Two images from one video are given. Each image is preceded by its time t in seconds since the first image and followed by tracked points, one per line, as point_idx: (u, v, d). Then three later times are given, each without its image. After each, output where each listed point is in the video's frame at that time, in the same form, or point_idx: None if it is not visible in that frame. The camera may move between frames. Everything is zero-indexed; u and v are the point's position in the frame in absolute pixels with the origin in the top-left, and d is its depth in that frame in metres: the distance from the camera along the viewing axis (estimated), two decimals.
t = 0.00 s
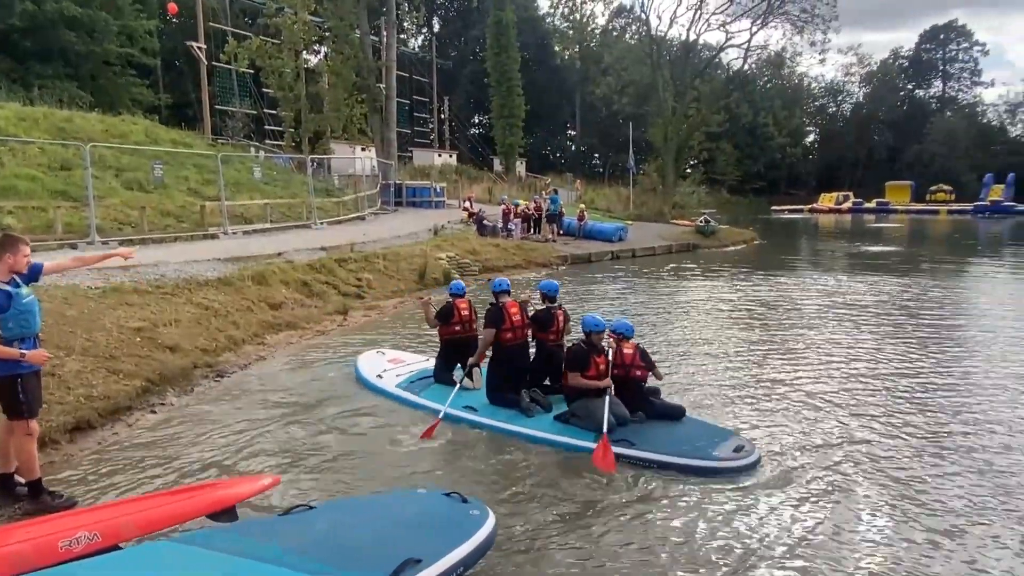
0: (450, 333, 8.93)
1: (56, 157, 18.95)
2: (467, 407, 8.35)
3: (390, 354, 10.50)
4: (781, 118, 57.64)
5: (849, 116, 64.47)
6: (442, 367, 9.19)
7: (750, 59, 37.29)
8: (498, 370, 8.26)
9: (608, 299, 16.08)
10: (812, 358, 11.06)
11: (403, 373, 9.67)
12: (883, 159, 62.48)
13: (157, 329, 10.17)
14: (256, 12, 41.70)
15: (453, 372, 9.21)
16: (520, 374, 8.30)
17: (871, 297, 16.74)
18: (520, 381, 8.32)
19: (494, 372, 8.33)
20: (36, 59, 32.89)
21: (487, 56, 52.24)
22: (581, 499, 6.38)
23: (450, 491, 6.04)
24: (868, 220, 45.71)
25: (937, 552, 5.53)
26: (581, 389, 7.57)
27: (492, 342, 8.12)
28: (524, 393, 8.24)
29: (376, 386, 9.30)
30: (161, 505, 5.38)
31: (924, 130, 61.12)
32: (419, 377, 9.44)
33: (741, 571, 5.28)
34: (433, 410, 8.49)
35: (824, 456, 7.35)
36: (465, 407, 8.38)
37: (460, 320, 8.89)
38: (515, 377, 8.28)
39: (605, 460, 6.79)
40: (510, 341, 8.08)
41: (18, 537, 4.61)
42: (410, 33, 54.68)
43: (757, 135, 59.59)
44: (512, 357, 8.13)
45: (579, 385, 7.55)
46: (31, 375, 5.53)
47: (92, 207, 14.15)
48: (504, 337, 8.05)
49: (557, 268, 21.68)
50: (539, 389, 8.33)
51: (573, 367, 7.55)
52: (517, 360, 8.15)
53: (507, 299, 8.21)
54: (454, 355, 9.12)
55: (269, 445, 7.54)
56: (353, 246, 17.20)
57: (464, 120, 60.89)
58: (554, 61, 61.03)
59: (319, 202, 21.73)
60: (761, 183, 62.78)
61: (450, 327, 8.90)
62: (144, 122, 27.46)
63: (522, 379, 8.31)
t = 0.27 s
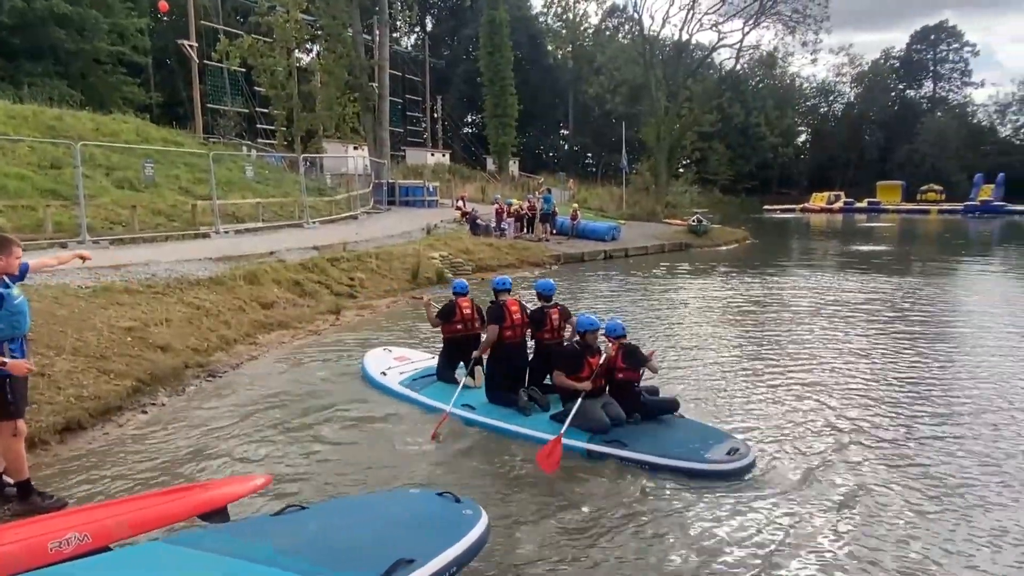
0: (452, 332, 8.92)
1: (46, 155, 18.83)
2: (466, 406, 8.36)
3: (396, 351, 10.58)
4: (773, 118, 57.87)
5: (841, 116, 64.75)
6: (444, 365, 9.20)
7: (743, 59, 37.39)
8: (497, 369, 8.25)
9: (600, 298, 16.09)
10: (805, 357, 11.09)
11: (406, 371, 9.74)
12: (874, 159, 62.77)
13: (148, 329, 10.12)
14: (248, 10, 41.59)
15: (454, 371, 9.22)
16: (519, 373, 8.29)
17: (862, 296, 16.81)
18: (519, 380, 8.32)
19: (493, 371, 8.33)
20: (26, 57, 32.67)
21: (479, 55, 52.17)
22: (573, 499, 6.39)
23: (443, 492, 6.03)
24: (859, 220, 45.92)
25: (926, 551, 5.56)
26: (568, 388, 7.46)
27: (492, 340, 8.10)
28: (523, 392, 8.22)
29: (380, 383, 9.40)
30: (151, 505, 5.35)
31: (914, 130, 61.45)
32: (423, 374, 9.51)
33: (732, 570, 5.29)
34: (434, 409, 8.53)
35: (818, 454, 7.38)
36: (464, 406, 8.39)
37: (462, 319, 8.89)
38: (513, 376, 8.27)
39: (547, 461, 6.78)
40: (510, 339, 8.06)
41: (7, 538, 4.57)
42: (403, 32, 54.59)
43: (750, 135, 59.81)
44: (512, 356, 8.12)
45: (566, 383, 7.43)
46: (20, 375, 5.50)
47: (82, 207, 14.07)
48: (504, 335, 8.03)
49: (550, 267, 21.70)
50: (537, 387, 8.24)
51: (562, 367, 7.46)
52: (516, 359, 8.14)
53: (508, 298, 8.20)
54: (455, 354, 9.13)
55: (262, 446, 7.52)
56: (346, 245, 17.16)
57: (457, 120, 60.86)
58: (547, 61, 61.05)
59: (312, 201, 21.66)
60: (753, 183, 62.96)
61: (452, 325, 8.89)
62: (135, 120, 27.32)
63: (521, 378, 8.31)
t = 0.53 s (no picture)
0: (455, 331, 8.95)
1: (39, 154, 18.77)
2: (466, 405, 8.39)
3: (404, 349, 10.69)
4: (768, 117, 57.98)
5: (836, 115, 64.88)
6: (446, 364, 9.24)
7: (738, 59, 37.41)
8: (497, 368, 8.27)
9: (596, 297, 16.08)
10: (801, 356, 11.10)
11: (412, 369, 9.83)
12: (869, 158, 62.91)
13: (142, 329, 10.08)
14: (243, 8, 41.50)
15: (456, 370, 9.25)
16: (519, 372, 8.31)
17: (857, 295, 16.84)
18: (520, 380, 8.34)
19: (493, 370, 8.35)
20: (19, 56, 32.51)
21: (475, 54, 52.11)
22: (568, 497, 6.39)
23: (438, 491, 6.03)
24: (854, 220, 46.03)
25: (920, 549, 5.59)
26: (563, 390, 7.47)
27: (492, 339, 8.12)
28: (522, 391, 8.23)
29: (385, 380, 9.50)
30: (145, 506, 5.33)
31: (909, 129, 61.59)
32: (428, 372, 9.58)
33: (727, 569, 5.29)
34: (434, 407, 8.56)
35: (812, 452, 7.41)
36: (464, 405, 8.42)
37: (465, 318, 8.91)
38: (513, 375, 8.28)
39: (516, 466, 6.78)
40: (511, 338, 8.08)
41: None
42: (398, 31, 54.50)
43: (745, 134, 59.92)
44: (512, 355, 8.14)
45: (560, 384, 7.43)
46: (13, 375, 5.48)
47: (76, 205, 14.00)
48: (505, 334, 8.05)
49: (546, 267, 21.70)
50: (537, 386, 8.16)
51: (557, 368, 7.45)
52: (516, 358, 8.16)
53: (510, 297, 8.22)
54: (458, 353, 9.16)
55: (257, 445, 7.50)
56: (341, 245, 17.12)
57: (452, 119, 60.82)
58: (543, 60, 61.05)
59: (307, 200, 21.61)
60: (748, 182, 63.03)
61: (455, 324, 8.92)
62: (129, 119, 27.20)
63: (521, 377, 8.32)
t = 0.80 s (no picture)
0: (461, 329, 8.97)
1: (33, 153, 18.69)
2: (467, 404, 8.42)
3: (412, 347, 10.79)
4: (764, 116, 58.06)
5: (831, 114, 65.00)
6: (452, 362, 9.28)
7: (733, 57, 37.42)
8: (498, 367, 8.28)
9: (592, 295, 16.08)
10: (794, 354, 11.13)
11: (418, 366, 9.92)
12: (864, 156, 63.02)
13: (137, 328, 10.04)
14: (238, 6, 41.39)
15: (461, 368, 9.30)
16: (521, 371, 8.32)
17: (851, 293, 16.86)
18: (521, 378, 8.35)
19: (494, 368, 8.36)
20: (12, 54, 32.34)
21: (470, 53, 52.03)
22: (562, 496, 6.40)
23: (434, 489, 6.03)
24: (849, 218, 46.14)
25: (913, 546, 5.60)
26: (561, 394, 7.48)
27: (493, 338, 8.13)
28: (522, 390, 8.24)
29: (392, 376, 9.62)
30: (139, 506, 5.30)
31: (904, 128, 61.74)
32: (434, 369, 9.63)
33: (721, 568, 5.29)
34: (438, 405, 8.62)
35: (808, 449, 7.44)
36: (465, 403, 8.45)
37: (471, 317, 8.92)
38: (514, 374, 8.30)
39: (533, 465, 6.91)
40: (512, 337, 8.07)
41: None
42: (394, 30, 54.41)
43: (740, 133, 59.99)
44: (513, 355, 8.14)
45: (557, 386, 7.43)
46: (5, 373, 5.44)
47: (69, 204, 13.92)
48: (506, 333, 8.05)
49: (542, 266, 21.70)
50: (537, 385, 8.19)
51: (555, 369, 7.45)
52: (517, 357, 8.16)
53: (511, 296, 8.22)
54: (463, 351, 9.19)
55: (253, 444, 7.49)
56: (336, 243, 17.05)
57: (448, 117, 60.76)
58: (538, 59, 61.02)
59: (302, 199, 21.55)
60: (743, 181, 63.09)
61: (461, 322, 8.94)
62: (123, 117, 27.09)
63: (523, 376, 8.32)
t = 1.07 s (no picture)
0: (466, 328, 8.97)
1: (30, 152, 18.67)
2: (469, 402, 8.45)
3: (421, 344, 10.81)
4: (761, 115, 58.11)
5: (828, 112, 65.06)
6: (457, 360, 9.31)
7: (731, 56, 37.45)
8: (500, 366, 8.28)
9: (589, 294, 16.08)
10: (793, 352, 11.14)
11: (425, 364, 9.93)
12: (862, 155, 63.09)
13: (134, 327, 10.03)
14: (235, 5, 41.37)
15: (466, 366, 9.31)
16: (522, 370, 8.31)
17: (848, 292, 16.89)
18: (523, 378, 8.34)
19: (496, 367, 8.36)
20: (9, 53, 32.29)
21: (468, 52, 51.97)
22: (559, 494, 6.42)
23: (431, 488, 6.04)
24: (846, 217, 46.18)
25: (909, 543, 5.63)
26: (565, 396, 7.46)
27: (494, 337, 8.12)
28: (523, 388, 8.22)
29: (399, 373, 9.64)
30: (137, 505, 5.31)
31: (901, 127, 61.81)
32: (441, 365, 9.64)
33: (719, 566, 5.29)
34: (441, 403, 8.65)
35: (806, 447, 7.46)
36: (467, 401, 8.48)
37: (475, 315, 8.92)
38: (515, 371, 8.30)
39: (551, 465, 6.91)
40: (512, 336, 8.07)
41: None
42: (391, 29, 54.35)
43: (737, 132, 60.06)
44: (513, 354, 8.13)
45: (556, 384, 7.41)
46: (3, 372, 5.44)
47: (67, 203, 13.91)
48: (506, 332, 8.04)
49: (539, 264, 21.72)
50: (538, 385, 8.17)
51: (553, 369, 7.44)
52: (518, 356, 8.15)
53: (513, 295, 8.20)
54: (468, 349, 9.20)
55: (251, 443, 7.49)
56: (334, 243, 17.03)
57: (446, 116, 60.74)
58: (536, 58, 61.00)
59: (299, 198, 21.56)
60: (740, 179, 63.14)
61: (465, 321, 8.95)
62: (120, 116, 27.03)
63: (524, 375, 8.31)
